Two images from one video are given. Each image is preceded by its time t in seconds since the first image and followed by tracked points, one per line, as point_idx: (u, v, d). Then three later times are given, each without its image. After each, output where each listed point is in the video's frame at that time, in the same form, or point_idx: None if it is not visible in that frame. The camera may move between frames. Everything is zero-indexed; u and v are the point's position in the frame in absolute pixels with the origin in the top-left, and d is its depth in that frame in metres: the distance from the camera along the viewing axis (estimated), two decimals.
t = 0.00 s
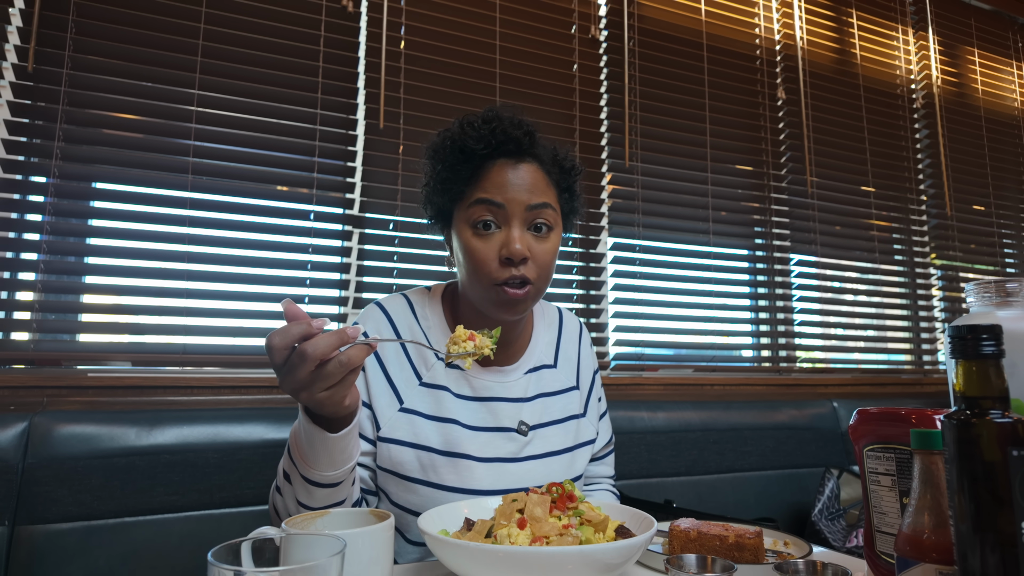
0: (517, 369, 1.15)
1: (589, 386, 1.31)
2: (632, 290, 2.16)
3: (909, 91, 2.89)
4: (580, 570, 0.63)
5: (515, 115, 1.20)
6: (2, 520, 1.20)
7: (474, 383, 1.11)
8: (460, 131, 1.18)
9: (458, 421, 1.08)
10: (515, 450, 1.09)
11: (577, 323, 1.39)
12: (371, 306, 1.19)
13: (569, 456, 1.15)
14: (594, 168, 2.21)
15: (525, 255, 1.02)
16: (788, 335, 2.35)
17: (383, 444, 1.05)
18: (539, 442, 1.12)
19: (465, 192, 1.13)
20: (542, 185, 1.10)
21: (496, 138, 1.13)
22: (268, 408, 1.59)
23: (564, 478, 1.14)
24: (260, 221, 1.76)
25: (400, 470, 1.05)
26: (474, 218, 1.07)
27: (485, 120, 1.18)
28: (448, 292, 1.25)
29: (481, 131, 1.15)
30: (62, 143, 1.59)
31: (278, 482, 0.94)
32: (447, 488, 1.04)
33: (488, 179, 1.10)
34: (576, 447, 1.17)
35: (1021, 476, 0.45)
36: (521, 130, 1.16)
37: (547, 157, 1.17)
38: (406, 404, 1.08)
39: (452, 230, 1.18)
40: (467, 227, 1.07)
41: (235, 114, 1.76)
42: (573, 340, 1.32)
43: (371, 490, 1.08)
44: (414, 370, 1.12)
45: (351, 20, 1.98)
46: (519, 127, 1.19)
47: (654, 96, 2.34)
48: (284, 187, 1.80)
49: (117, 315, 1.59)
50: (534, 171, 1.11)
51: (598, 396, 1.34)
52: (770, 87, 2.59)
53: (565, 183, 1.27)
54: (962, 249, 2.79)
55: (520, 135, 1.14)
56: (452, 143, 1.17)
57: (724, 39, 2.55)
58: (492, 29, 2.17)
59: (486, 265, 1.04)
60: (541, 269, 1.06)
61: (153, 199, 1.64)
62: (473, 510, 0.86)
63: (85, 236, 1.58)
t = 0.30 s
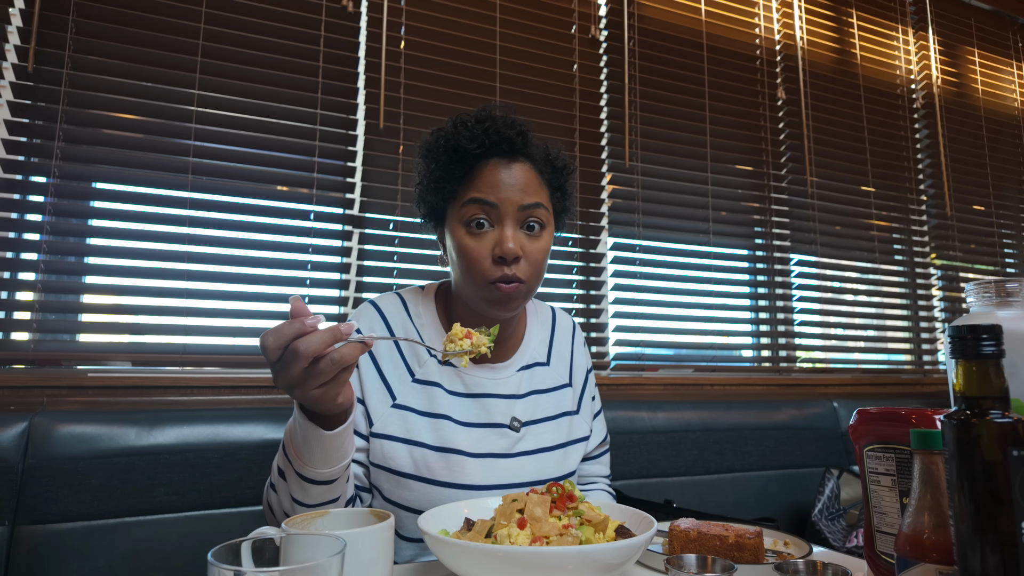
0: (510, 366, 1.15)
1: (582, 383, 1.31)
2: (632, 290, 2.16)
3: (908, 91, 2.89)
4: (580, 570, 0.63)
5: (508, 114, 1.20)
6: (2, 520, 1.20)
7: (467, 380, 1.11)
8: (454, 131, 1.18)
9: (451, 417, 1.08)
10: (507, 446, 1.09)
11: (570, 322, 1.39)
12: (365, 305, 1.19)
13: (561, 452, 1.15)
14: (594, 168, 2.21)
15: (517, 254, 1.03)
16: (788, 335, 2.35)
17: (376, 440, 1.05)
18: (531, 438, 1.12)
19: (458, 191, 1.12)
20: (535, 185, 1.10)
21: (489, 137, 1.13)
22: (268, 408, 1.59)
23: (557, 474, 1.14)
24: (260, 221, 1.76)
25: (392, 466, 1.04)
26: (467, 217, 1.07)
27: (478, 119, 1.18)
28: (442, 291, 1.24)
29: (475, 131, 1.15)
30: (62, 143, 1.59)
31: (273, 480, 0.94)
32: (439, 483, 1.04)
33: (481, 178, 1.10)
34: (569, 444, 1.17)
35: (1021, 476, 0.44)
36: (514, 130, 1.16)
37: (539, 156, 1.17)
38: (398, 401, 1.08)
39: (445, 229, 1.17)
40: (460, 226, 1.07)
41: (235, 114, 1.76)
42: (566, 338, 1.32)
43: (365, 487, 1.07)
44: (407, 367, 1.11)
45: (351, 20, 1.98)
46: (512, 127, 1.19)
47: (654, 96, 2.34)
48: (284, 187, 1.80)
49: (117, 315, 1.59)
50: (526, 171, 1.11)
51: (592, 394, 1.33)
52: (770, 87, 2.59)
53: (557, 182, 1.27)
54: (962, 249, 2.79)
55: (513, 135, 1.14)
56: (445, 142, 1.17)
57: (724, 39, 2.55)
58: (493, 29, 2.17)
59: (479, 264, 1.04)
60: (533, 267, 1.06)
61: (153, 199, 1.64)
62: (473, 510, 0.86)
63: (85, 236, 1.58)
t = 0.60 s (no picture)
0: (510, 363, 1.16)
1: (582, 381, 1.31)
2: (632, 290, 2.15)
3: (909, 90, 2.89)
4: (580, 570, 0.63)
5: (510, 116, 1.20)
6: (3, 520, 1.20)
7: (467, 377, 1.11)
8: (456, 132, 1.18)
9: (451, 413, 1.08)
10: (509, 441, 1.09)
11: (569, 321, 1.39)
12: (365, 305, 1.19)
13: (561, 448, 1.15)
14: (594, 168, 2.21)
15: (518, 255, 1.03)
16: (789, 335, 2.35)
17: (377, 437, 1.05)
18: (532, 433, 1.12)
19: (459, 192, 1.13)
20: (535, 187, 1.10)
21: (491, 139, 1.13)
22: (269, 408, 1.59)
23: (558, 470, 1.13)
24: (260, 221, 1.76)
25: (393, 462, 1.04)
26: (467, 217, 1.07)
27: (479, 121, 1.18)
28: (442, 291, 1.25)
29: (476, 132, 1.15)
30: (62, 143, 1.59)
31: (274, 480, 0.94)
32: (440, 478, 1.04)
33: (483, 180, 1.10)
34: (569, 440, 1.17)
35: (1021, 476, 0.44)
36: (515, 132, 1.16)
37: (540, 158, 1.17)
38: (399, 398, 1.08)
39: (446, 229, 1.18)
40: (460, 226, 1.07)
41: (235, 114, 1.76)
42: (566, 336, 1.33)
43: (365, 485, 1.07)
44: (407, 364, 1.12)
45: (351, 20, 1.98)
46: (513, 129, 1.18)
47: (654, 96, 2.34)
48: (284, 187, 1.80)
49: (117, 315, 1.59)
50: (527, 173, 1.11)
51: (591, 392, 1.33)
52: (770, 87, 2.59)
53: (557, 183, 1.27)
54: (963, 249, 2.79)
55: (514, 137, 1.14)
56: (446, 143, 1.17)
57: (724, 39, 2.55)
58: (493, 29, 2.17)
59: (479, 264, 1.04)
60: (533, 268, 1.06)
61: (153, 199, 1.64)
62: (473, 510, 0.86)
63: (85, 236, 1.58)
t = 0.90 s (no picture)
0: (512, 360, 1.16)
1: (583, 380, 1.31)
2: (632, 290, 2.15)
3: (909, 90, 2.89)
4: (580, 570, 0.63)
5: (511, 122, 1.20)
6: (3, 520, 1.20)
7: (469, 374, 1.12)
8: (458, 137, 1.18)
9: (452, 409, 1.08)
10: (510, 437, 1.09)
11: (569, 321, 1.39)
12: (367, 304, 1.19)
13: (563, 444, 1.15)
14: (595, 168, 2.21)
15: (517, 261, 1.03)
16: (789, 335, 2.35)
17: (378, 433, 1.05)
18: (533, 429, 1.12)
19: (461, 198, 1.12)
20: (536, 192, 1.10)
21: (492, 146, 1.13)
22: (269, 408, 1.59)
23: (559, 466, 1.13)
24: (260, 221, 1.76)
25: (394, 457, 1.04)
26: (467, 222, 1.07)
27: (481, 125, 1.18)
28: (443, 291, 1.25)
29: (478, 138, 1.15)
30: (62, 143, 1.59)
31: (274, 479, 0.94)
32: (441, 472, 1.03)
33: (484, 186, 1.09)
34: (570, 437, 1.17)
35: (1022, 476, 0.44)
36: (516, 139, 1.16)
37: (541, 163, 1.17)
38: (400, 394, 1.08)
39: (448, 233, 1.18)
40: (460, 230, 1.07)
41: (235, 114, 1.76)
42: (566, 335, 1.32)
43: (365, 483, 1.07)
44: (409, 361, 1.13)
45: (351, 20, 1.98)
46: (514, 134, 1.18)
47: (654, 96, 2.34)
48: (284, 187, 1.80)
49: (117, 315, 1.59)
50: (528, 178, 1.11)
51: (591, 392, 1.32)
52: (770, 87, 2.59)
53: (557, 187, 1.27)
54: (963, 249, 2.78)
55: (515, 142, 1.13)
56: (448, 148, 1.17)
57: (724, 39, 2.55)
58: (493, 29, 2.17)
59: (479, 268, 1.05)
60: (532, 273, 1.07)
61: (153, 199, 1.64)
62: (473, 510, 0.87)
63: (85, 236, 1.58)
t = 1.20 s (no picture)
0: (510, 360, 1.17)
1: (582, 381, 1.31)
2: (632, 290, 2.15)
3: (909, 90, 2.89)
4: (580, 570, 0.63)
5: (515, 124, 1.20)
6: (3, 520, 1.20)
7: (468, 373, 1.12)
8: (461, 138, 1.18)
9: (451, 409, 1.08)
10: (509, 436, 1.09)
11: (569, 322, 1.39)
12: (367, 304, 1.19)
13: (562, 444, 1.15)
14: (594, 169, 2.21)
15: (519, 261, 1.03)
16: (789, 335, 2.35)
17: (377, 432, 1.05)
18: (532, 429, 1.12)
19: (462, 198, 1.12)
20: (538, 193, 1.10)
21: (495, 147, 1.13)
22: (270, 407, 1.59)
23: (558, 466, 1.13)
24: (260, 221, 1.76)
25: (393, 456, 1.03)
26: (470, 222, 1.07)
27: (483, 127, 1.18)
28: (444, 292, 1.24)
29: (481, 139, 1.15)
30: (62, 143, 1.59)
31: (275, 479, 0.94)
32: (440, 472, 1.03)
33: (486, 187, 1.09)
34: (569, 437, 1.17)
35: (1022, 476, 0.44)
36: (519, 140, 1.16)
37: (544, 164, 1.17)
38: (400, 394, 1.08)
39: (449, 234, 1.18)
40: (462, 230, 1.07)
41: (235, 114, 1.76)
42: (566, 336, 1.32)
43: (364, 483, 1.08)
44: (408, 361, 1.13)
45: (351, 20, 1.98)
46: (517, 136, 1.18)
47: (654, 96, 2.34)
48: (284, 187, 1.80)
49: (117, 315, 1.59)
50: (531, 179, 1.11)
51: (591, 393, 1.32)
52: (770, 87, 2.59)
53: (559, 189, 1.27)
54: (963, 249, 2.78)
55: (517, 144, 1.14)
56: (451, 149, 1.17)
57: (724, 39, 2.55)
58: (493, 29, 2.17)
59: (480, 268, 1.05)
60: (534, 274, 1.07)
61: (153, 199, 1.64)
62: (473, 510, 0.87)
63: (85, 236, 1.58)
